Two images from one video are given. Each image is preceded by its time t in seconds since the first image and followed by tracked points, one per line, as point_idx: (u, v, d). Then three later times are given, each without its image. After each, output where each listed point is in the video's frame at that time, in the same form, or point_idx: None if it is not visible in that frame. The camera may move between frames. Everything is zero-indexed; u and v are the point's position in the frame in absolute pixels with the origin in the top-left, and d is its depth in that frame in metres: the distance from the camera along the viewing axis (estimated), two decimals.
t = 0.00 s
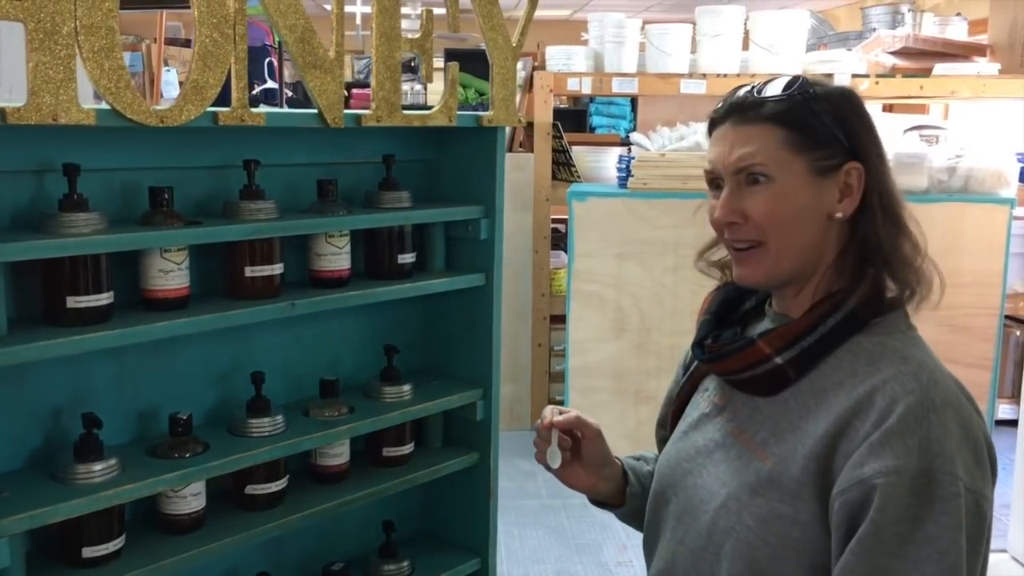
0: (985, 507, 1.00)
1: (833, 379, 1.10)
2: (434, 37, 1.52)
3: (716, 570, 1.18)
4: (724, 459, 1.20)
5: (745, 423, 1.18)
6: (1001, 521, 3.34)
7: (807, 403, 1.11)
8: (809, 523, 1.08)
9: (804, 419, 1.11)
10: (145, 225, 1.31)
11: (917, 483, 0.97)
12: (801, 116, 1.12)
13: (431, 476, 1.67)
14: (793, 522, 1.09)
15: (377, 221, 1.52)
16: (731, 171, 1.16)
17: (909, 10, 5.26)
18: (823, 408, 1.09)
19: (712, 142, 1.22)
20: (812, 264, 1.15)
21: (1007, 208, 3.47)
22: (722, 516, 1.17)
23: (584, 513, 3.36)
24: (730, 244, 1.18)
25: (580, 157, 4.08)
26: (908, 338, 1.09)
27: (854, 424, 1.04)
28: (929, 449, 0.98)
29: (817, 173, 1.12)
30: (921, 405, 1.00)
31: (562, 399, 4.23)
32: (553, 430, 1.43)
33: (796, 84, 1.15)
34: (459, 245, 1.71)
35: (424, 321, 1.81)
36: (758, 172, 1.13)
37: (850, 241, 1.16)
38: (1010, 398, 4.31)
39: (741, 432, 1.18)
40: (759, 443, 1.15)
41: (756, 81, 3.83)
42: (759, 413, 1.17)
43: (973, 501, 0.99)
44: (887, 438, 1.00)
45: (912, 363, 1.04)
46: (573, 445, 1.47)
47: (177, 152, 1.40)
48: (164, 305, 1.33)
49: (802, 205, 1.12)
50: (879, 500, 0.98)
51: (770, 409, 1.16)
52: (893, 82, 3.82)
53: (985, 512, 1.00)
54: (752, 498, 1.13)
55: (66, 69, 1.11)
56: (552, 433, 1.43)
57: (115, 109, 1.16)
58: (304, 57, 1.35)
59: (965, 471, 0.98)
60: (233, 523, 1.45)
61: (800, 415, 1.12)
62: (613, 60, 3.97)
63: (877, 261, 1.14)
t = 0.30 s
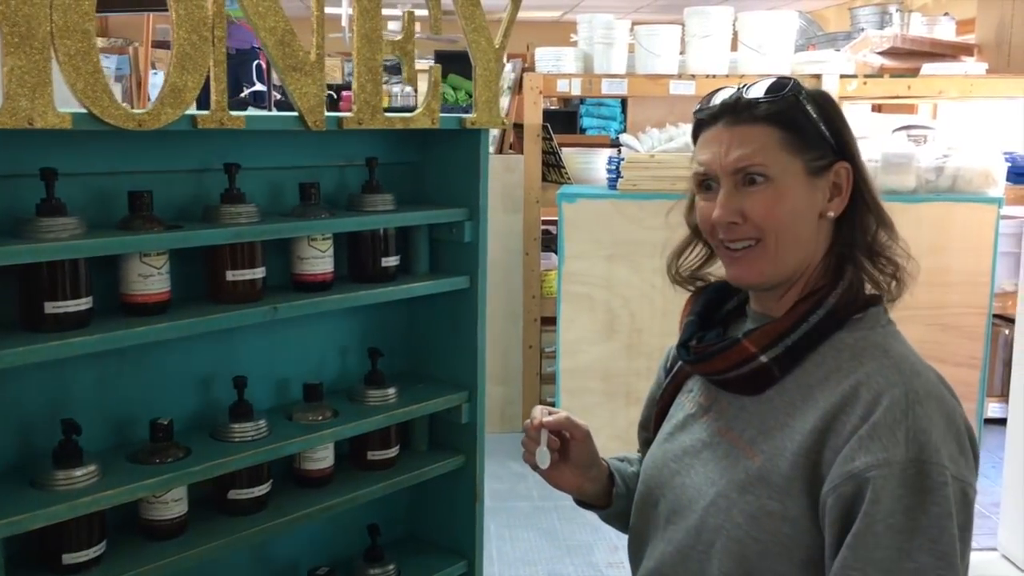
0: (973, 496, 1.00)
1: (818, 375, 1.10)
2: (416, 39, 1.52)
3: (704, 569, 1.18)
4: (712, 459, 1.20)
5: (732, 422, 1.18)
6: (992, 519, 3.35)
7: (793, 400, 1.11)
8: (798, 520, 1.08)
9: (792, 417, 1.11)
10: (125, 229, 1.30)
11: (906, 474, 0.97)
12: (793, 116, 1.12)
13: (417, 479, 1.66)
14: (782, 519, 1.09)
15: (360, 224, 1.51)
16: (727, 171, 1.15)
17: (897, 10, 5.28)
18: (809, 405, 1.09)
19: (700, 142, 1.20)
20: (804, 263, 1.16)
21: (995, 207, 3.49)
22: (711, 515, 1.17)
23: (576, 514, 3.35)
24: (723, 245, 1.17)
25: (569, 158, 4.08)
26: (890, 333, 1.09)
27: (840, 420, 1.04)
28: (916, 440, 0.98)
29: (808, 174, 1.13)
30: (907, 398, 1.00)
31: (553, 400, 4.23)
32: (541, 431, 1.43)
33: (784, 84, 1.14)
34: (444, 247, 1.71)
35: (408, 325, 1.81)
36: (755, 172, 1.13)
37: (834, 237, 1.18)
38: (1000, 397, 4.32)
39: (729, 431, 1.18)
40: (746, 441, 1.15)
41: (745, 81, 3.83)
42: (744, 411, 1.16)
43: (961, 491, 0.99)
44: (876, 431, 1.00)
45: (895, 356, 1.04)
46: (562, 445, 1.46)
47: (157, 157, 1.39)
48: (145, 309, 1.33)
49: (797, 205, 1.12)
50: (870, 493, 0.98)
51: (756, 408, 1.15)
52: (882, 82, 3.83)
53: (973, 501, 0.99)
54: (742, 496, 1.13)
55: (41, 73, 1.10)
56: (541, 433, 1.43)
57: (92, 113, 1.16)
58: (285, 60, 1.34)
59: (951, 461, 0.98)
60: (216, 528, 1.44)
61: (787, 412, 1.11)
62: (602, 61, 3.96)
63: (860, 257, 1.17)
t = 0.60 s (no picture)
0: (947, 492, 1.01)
1: (796, 373, 1.10)
2: (396, 39, 1.52)
3: (684, 566, 1.18)
4: (692, 457, 1.20)
5: (711, 421, 1.18)
6: (977, 515, 3.37)
7: (772, 398, 1.12)
8: (776, 517, 1.08)
9: (771, 415, 1.11)
10: (103, 229, 1.29)
11: (881, 471, 0.98)
12: (768, 114, 1.13)
13: (400, 479, 1.66)
14: (761, 517, 1.09)
15: (342, 224, 1.51)
16: (705, 170, 1.15)
17: (881, 9, 5.31)
18: (788, 403, 1.10)
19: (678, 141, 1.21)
20: (782, 261, 1.16)
21: (978, 205, 3.51)
22: (691, 513, 1.17)
23: (563, 514, 3.36)
24: (702, 244, 1.18)
25: (555, 158, 4.08)
26: (868, 330, 1.10)
27: (818, 417, 1.05)
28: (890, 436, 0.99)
29: (785, 172, 1.13)
30: (882, 395, 1.01)
31: (540, 400, 4.23)
32: (522, 435, 1.43)
33: (761, 84, 1.15)
34: (426, 246, 1.71)
35: (391, 325, 1.81)
36: (733, 171, 1.13)
37: (811, 235, 1.18)
38: (984, 394, 4.35)
39: (709, 430, 1.18)
40: (727, 440, 1.15)
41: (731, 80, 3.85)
42: (724, 410, 1.17)
43: (935, 489, 0.99)
44: (852, 428, 1.00)
45: (872, 354, 1.05)
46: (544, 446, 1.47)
47: (136, 158, 1.39)
48: (124, 310, 1.32)
49: (775, 204, 1.13)
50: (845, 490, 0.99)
51: (735, 406, 1.16)
52: (866, 82, 3.84)
53: (947, 497, 1.00)
54: (721, 495, 1.13)
55: (16, 73, 1.10)
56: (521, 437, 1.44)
57: (68, 113, 1.15)
58: (264, 59, 1.34)
59: (925, 458, 0.99)
60: (197, 529, 1.43)
61: (766, 411, 1.12)
62: (587, 61, 3.96)
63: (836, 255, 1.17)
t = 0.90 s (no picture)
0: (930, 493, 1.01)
1: (779, 375, 1.10)
2: (381, 40, 1.52)
3: (668, 567, 1.18)
4: (676, 458, 1.20)
5: (695, 422, 1.19)
6: (964, 513, 3.39)
7: (755, 399, 1.12)
8: (758, 518, 1.09)
9: (754, 416, 1.11)
10: (87, 231, 1.28)
11: (862, 472, 0.98)
12: (751, 114, 1.13)
13: (387, 481, 1.65)
14: (743, 518, 1.09)
15: (328, 225, 1.51)
16: (689, 170, 1.16)
17: (867, 10, 5.34)
18: (770, 404, 1.10)
19: (661, 141, 1.21)
20: (765, 261, 1.17)
21: (964, 204, 3.52)
22: (675, 514, 1.17)
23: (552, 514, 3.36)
24: (686, 244, 1.18)
25: (543, 159, 4.08)
26: (851, 332, 1.10)
27: (800, 418, 1.05)
28: (871, 438, 0.99)
29: (770, 172, 1.14)
30: (863, 396, 1.01)
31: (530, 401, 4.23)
32: (505, 437, 1.43)
33: (744, 83, 1.15)
34: (412, 247, 1.71)
35: (378, 327, 1.80)
36: (717, 170, 1.14)
37: (793, 236, 1.19)
38: (971, 392, 4.37)
39: (693, 432, 1.18)
40: (710, 441, 1.15)
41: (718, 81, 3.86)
42: (708, 411, 1.17)
43: (917, 490, 1.00)
44: (833, 429, 1.01)
45: (854, 355, 1.06)
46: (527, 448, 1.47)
47: (120, 159, 1.38)
48: (108, 312, 1.31)
49: (759, 204, 1.13)
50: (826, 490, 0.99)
51: (718, 407, 1.16)
52: (852, 82, 3.86)
53: (928, 499, 1.00)
54: (705, 496, 1.13)
55: None
56: (505, 439, 1.43)
57: (50, 114, 1.14)
58: (248, 60, 1.33)
59: (907, 459, 0.99)
60: (182, 533, 1.42)
61: (749, 412, 1.12)
62: (575, 62, 3.96)
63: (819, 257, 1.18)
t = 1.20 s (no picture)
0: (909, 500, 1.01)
1: (759, 378, 1.10)
2: (367, 41, 1.50)
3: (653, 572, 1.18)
4: (658, 462, 1.19)
5: (677, 425, 1.18)
6: (952, 512, 3.41)
7: (735, 403, 1.11)
8: (737, 523, 1.08)
9: (734, 420, 1.11)
10: (69, 235, 1.27)
11: (838, 478, 0.98)
12: (735, 114, 1.13)
13: (374, 485, 1.64)
14: (722, 523, 1.09)
15: (313, 228, 1.49)
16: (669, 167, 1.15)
17: (854, 10, 5.36)
18: (750, 408, 1.09)
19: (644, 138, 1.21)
20: (744, 263, 1.16)
21: (951, 205, 3.53)
22: (656, 519, 1.17)
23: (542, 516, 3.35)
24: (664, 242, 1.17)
25: (532, 160, 4.07)
26: (833, 336, 1.10)
27: (778, 422, 1.05)
28: (848, 443, 0.99)
29: (752, 174, 1.13)
30: (841, 401, 1.01)
31: (519, 402, 4.22)
32: (488, 436, 1.43)
33: (729, 84, 1.15)
34: (400, 249, 1.70)
35: (365, 329, 1.79)
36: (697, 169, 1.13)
37: (777, 238, 1.19)
38: (958, 391, 4.39)
39: (674, 436, 1.18)
40: (690, 446, 1.15)
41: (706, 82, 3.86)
42: (689, 414, 1.16)
43: (895, 496, 0.99)
44: (809, 434, 1.00)
45: (833, 360, 1.05)
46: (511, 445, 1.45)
47: (104, 161, 1.37)
48: (91, 316, 1.30)
49: (740, 205, 1.13)
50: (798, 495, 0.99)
51: (700, 411, 1.15)
52: (839, 83, 3.87)
53: (907, 505, 1.00)
54: (684, 501, 1.13)
55: None
56: (487, 437, 1.43)
57: (31, 116, 1.13)
58: (232, 61, 1.32)
59: (885, 466, 0.98)
60: (167, 539, 1.41)
61: (729, 417, 1.11)
62: (563, 62, 3.95)
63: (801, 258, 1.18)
